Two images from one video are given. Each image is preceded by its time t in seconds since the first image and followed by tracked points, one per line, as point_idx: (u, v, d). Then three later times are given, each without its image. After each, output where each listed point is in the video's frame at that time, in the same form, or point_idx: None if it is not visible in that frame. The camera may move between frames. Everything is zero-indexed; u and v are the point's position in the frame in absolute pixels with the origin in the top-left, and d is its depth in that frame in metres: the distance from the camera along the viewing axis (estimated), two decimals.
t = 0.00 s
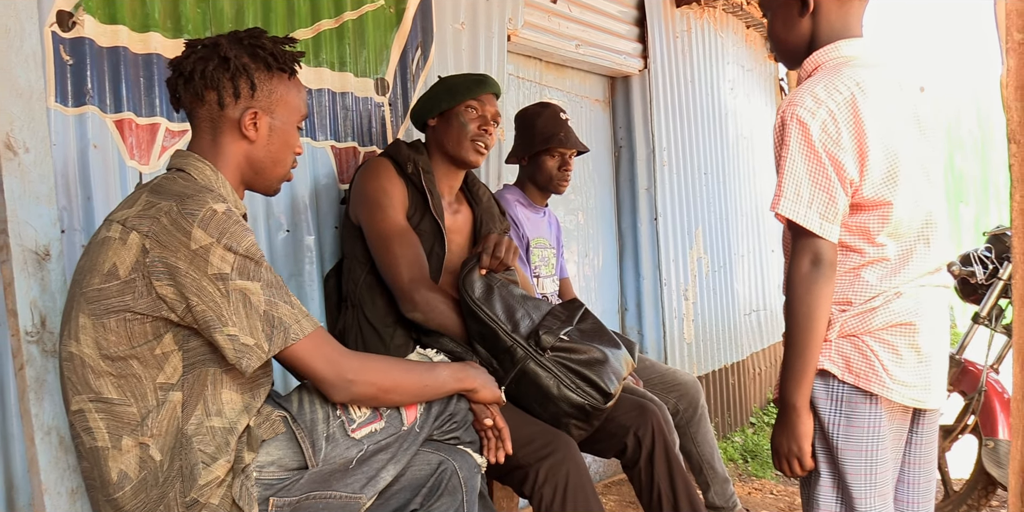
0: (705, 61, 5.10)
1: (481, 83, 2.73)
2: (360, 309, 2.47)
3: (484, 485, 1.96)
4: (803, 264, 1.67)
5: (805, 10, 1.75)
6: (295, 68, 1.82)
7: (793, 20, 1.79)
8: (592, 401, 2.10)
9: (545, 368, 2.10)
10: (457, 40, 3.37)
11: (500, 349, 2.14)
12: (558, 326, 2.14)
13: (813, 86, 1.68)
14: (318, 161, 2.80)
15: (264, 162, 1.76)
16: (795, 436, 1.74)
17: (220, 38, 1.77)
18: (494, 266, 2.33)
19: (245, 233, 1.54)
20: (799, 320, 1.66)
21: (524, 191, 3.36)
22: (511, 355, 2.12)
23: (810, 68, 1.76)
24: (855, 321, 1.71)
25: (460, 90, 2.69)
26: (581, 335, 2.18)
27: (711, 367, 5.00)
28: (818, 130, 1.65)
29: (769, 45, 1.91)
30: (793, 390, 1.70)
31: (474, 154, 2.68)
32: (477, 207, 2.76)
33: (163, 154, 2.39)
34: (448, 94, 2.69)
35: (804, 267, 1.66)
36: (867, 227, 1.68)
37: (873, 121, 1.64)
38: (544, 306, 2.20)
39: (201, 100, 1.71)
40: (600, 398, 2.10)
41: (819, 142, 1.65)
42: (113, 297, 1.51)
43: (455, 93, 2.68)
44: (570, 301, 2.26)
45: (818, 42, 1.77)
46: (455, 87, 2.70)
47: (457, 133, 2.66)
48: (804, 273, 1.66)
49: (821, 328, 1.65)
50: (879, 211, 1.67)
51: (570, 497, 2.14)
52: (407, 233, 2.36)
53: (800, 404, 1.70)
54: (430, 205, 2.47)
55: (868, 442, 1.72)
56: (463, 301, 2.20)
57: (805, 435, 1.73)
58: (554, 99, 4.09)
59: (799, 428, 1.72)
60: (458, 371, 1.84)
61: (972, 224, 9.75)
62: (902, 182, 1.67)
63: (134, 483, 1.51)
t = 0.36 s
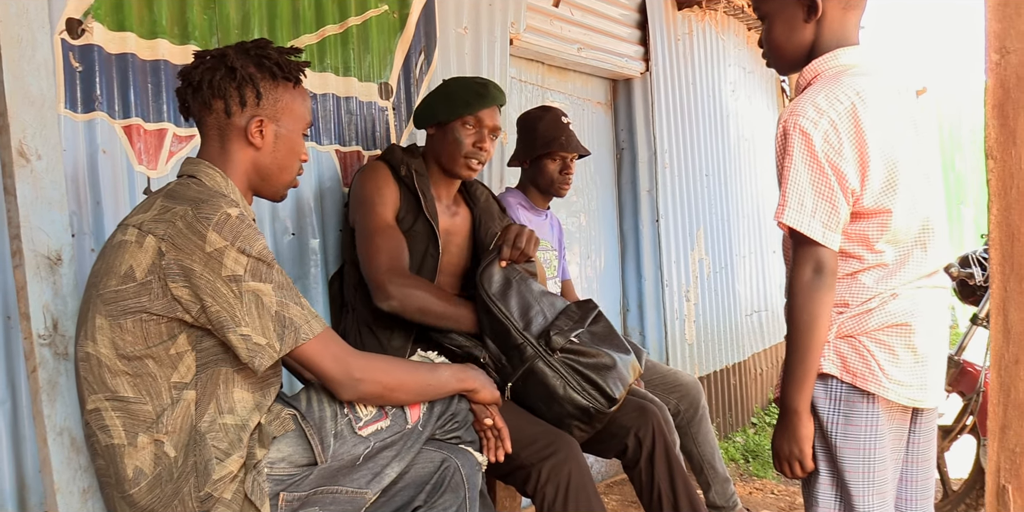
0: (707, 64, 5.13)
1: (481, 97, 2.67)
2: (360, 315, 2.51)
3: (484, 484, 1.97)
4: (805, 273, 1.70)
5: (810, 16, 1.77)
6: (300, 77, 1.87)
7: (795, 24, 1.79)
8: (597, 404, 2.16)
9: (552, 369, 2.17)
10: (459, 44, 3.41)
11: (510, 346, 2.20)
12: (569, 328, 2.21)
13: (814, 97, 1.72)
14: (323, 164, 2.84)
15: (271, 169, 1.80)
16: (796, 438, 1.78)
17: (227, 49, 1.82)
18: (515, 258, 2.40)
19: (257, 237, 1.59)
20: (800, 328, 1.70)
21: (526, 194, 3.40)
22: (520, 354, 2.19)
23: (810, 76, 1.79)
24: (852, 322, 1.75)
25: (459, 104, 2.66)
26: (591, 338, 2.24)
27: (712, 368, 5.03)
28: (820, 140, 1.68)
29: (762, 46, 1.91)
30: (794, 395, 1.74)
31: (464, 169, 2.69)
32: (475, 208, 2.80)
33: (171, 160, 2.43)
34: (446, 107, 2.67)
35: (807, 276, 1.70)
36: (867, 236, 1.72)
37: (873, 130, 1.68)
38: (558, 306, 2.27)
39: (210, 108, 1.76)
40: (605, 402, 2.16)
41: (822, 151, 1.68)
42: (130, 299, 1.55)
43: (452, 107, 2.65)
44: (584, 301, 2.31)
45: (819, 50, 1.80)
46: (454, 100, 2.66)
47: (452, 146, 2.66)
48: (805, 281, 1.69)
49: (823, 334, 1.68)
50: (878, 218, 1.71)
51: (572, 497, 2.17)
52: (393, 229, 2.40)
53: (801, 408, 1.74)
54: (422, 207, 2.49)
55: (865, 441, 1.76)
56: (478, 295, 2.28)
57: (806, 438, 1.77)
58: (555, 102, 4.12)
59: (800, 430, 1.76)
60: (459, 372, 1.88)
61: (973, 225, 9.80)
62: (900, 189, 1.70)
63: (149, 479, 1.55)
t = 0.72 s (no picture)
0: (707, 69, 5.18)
1: (486, 157, 2.43)
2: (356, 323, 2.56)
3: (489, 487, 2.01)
4: (807, 272, 1.74)
5: (823, 30, 1.80)
6: (309, 89, 1.92)
7: (807, 37, 1.83)
8: (591, 407, 2.23)
9: (560, 361, 2.23)
10: (461, 52, 3.46)
11: (527, 327, 2.28)
12: (586, 327, 2.28)
13: (820, 106, 1.76)
14: (327, 171, 2.88)
15: (280, 179, 1.85)
16: (794, 434, 1.81)
17: (238, 62, 1.88)
18: (562, 235, 2.47)
19: (263, 246, 1.63)
20: (801, 324, 1.74)
21: (528, 199, 3.45)
22: (535, 337, 2.26)
23: (814, 87, 1.83)
24: (846, 322, 1.79)
25: (460, 156, 2.44)
26: (607, 340, 2.32)
27: (713, 370, 5.06)
28: (826, 147, 1.73)
29: (770, 55, 1.94)
30: (793, 389, 1.78)
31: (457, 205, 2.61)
32: (476, 210, 2.83)
33: (178, 168, 2.48)
34: (449, 154, 2.46)
35: (808, 275, 1.74)
36: (864, 240, 1.76)
37: (875, 140, 1.73)
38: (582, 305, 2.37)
39: (220, 120, 1.81)
40: (598, 407, 2.23)
41: (826, 158, 1.73)
42: (141, 305, 1.60)
43: (453, 146, 2.44)
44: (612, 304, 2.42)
45: (828, 61, 1.83)
46: (457, 151, 2.44)
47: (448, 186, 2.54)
48: (807, 281, 1.74)
49: (822, 331, 1.73)
50: (876, 224, 1.75)
51: (572, 496, 2.21)
52: (363, 238, 2.47)
53: (800, 404, 1.78)
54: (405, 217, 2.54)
55: (860, 437, 1.79)
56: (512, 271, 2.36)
57: (804, 433, 1.80)
58: (557, 108, 4.17)
59: (799, 426, 1.80)
60: (465, 377, 1.92)
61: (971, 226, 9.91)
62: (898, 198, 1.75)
63: (159, 480, 1.60)
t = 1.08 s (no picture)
0: (709, 74, 5.22)
1: (485, 181, 2.49)
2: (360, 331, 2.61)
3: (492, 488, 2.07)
4: (804, 274, 1.79)
5: (827, 47, 1.85)
6: (316, 99, 1.96)
7: (811, 54, 1.87)
8: (585, 408, 2.28)
9: (560, 360, 2.28)
10: (465, 60, 3.50)
11: (531, 326, 2.33)
12: (587, 331, 2.33)
13: (818, 118, 1.80)
14: (333, 178, 2.93)
15: (288, 188, 1.90)
16: (791, 428, 1.86)
17: (247, 73, 1.93)
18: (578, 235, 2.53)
19: (268, 255, 1.68)
20: (799, 324, 1.79)
21: (530, 204, 3.50)
22: (538, 336, 2.31)
23: (815, 102, 1.87)
24: (845, 322, 1.82)
25: (459, 178, 2.50)
26: (607, 345, 2.37)
27: (714, 373, 5.10)
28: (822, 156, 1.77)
29: (778, 69, 1.98)
30: (792, 387, 1.83)
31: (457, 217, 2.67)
32: (479, 215, 2.88)
33: (187, 175, 2.53)
34: (448, 176, 2.51)
35: (806, 277, 1.79)
36: (861, 245, 1.80)
37: (871, 152, 1.76)
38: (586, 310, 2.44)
39: (230, 130, 1.86)
40: (593, 408, 2.28)
41: (823, 167, 1.77)
42: (149, 312, 1.65)
43: (455, 172, 2.50)
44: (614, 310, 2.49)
45: (832, 75, 1.86)
46: (456, 174, 2.49)
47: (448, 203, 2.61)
48: (804, 283, 1.79)
49: (820, 330, 1.78)
50: (872, 230, 1.79)
51: (571, 496, 2.26)
52: (370, 253, 2.51)
53: (799, 400, 1.83)
54: (407, 228, 2.59)
55: (862, 434, 1.81)
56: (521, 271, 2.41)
57: (802, 429, 1.86)
58: (559, 114, 4.21)
59: (796, 422, 1.85)
60: (469, 383, 1.97)
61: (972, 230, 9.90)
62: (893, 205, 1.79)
63: (166, 482, 1.66)
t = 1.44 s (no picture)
0: (711, 76, 5.25)
1: (491, 191, 2.54)
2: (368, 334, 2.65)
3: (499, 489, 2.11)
4: (808, 274, 1.81)
5: (826, 56, 1.87)
6: (324, 108, 2.01)
7: (811, 63, 1.90)
8: (589, 411, 2.31)
9: (564, 364, 2.31)
10: (468, 66, 3.54)
11: (536, 330, 2.37)
12: (590, 336, 2.36)
13: (820, 124, 1.83)
14: (339, 184, 2.98)
15: (297, 195, 1.95)
16: (797, 425, 1.88)
17: (255, 83, 1.98)
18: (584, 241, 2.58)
19: (276, 263, 1.72)
20: (804, 323, 1.81)
21: (534, 208, 3.54)
22: (542, 340, 2.35)
23: (817, 108, 1.89)
24: (849, 321, 1.84)
25: (466, 187, 2.54)
26: (610, 348, 2.40)
27: (718, 373, 5.13)
28: (824, 160, 1.79)
29: (779, 77, 2.01)
30: (798, 383, 1.85)
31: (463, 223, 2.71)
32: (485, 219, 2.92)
33: (197, 182, 2.58)
34: (454, 184, 2.55)
35: (809, 277, 1.81)
36: (863, 246, 1.83)
37: (872, 157, 1.79)
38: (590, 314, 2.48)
39: (239, 140, 1.91)
40: (596, 411, 2.31)
41: (825, 171, 1.79)
42: (161, 320, 1.69)
43: (460, 181, 2.54)
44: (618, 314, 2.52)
45: (832, 83, 1.89)
46: (463, 182, 2.53)
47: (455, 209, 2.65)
48: (808, 283, 1.81)
49: (824, 330, 1.80)
50: (873, 231, 1.82)
51: (575, 496, 2.30)
52: (378, 257, 2.56)
53: (804, 397, 1.85)
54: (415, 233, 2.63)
55: (864, 429, 1.84)
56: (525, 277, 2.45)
57: (807, 425, 1.88)
58: (563, 117, 4.25)
59: (801, 418, 1.87)
60: (475, 386, 2.01)
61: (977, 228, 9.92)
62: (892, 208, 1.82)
63: (179, 486, 1.71)
